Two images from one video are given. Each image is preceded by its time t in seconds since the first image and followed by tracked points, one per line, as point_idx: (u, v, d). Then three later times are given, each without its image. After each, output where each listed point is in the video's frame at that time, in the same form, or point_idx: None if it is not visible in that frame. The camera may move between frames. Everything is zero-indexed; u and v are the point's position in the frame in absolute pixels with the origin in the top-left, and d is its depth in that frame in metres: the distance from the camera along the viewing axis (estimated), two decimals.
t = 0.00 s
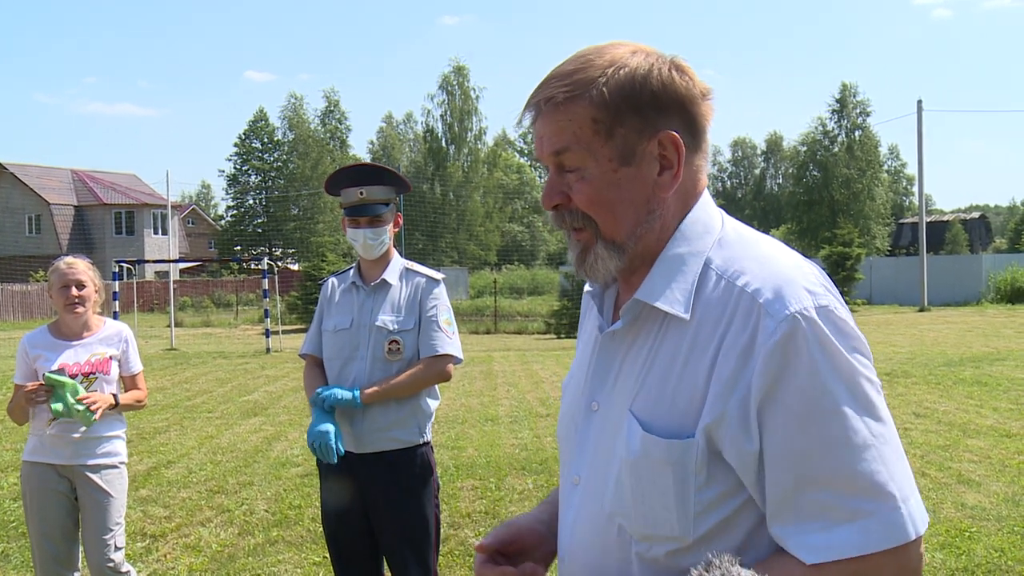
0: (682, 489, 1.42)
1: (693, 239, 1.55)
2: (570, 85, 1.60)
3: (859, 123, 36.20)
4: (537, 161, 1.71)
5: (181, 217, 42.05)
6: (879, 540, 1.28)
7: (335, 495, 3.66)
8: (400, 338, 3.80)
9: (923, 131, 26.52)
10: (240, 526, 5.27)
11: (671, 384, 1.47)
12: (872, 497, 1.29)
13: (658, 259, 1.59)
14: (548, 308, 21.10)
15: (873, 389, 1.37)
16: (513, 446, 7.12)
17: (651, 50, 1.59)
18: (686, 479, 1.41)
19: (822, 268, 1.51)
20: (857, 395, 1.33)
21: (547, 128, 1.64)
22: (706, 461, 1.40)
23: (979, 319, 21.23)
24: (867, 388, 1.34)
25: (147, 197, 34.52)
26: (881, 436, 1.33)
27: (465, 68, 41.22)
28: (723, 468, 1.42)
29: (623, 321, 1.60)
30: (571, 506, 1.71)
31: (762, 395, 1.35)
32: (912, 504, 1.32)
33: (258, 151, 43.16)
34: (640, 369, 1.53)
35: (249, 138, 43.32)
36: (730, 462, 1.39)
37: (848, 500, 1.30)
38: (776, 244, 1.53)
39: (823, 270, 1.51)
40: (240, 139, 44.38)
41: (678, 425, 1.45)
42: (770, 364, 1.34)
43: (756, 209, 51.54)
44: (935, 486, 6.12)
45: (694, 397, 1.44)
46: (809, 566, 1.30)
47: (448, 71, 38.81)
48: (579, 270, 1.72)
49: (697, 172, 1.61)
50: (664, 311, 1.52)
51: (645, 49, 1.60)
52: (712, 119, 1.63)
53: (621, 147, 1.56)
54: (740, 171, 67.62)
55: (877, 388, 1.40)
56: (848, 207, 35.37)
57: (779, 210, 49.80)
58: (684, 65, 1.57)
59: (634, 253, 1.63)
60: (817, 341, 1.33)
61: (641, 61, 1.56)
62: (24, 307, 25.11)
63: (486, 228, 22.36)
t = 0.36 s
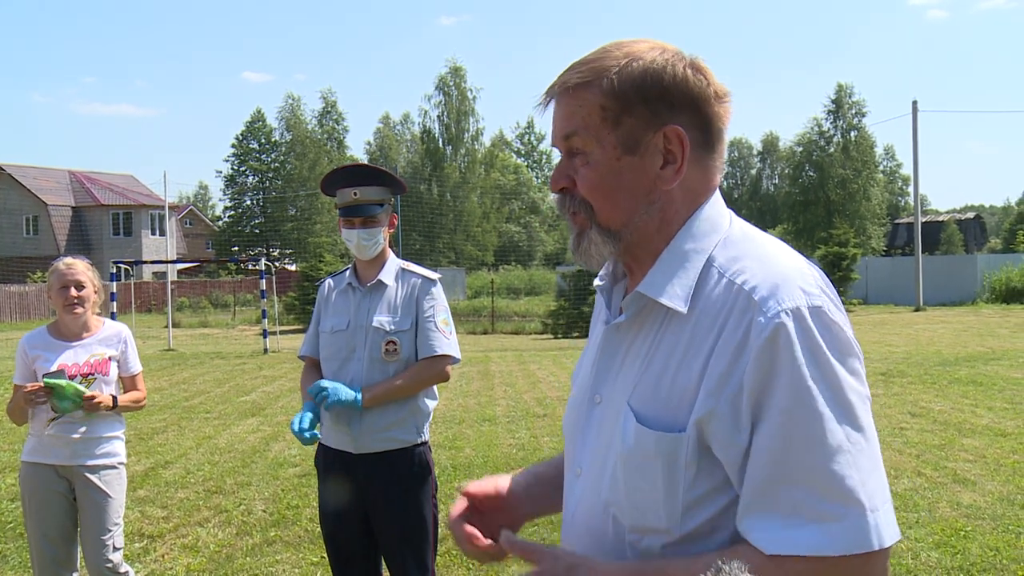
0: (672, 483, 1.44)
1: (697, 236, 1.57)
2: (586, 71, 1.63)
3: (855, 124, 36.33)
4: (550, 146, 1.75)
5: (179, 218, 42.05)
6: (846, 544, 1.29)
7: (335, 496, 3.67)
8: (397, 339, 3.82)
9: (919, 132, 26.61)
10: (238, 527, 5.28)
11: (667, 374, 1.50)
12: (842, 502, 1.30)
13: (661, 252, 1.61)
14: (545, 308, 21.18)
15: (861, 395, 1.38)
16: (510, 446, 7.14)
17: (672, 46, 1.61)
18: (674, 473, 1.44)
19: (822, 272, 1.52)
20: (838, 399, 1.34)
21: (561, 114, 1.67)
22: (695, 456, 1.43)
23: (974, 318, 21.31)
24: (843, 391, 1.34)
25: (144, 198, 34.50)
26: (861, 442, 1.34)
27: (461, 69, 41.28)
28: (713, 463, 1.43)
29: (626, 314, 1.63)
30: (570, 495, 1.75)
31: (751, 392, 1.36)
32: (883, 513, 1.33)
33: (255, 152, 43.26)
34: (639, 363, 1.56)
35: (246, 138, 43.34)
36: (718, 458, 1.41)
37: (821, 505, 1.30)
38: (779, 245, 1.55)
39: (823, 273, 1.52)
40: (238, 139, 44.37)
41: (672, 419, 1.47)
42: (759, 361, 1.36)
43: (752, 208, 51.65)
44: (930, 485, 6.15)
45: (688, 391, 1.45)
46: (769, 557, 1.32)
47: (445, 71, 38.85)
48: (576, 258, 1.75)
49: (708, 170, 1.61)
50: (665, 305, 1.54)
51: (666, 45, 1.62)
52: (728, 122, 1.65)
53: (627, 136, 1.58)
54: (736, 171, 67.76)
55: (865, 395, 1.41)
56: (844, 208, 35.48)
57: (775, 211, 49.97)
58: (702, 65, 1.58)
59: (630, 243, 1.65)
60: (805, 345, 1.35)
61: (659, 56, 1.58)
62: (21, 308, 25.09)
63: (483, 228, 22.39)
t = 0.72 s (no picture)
0: (666, 479, 1.45)
1: (692, 238, 1.58)
2: (555, 94, 1.63)
3: (854, 123, 36.31)
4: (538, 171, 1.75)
5: (179, 218, 42.07)
6: (799, 532, 1.26)
7: (336, 496, 3.66)
8: (397, 339, 3.82)
9: (918, 132, 26.61)
10: (238, 527, 5.28)
11: (662, 373, 1.50)
12: (795, 491, 1.27)
13: (658, 258, 1.61)
14: (545, 308, 21.22)
15: (837, 391, 1.36)
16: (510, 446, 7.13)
17: (641, 56, 1.59)
18: (668, 471, 1.45)
19: (814, 268, 1.51)
20: (811, 390, 1.31)
21: (540, 139, 1.66)
22: (688, 458, 1.43)
23: (974, 318, 21.30)
24: (816, 384, 1.32)
25: (144, 198, 34.51)
26: (826, 433, 1.30)
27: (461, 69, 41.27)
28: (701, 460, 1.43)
29: (625, 319, 1.65)
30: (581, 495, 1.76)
31: (731, 387, 1.36)
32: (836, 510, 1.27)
33: (255, 152, 43.27)
34: (637, 369, 1.56)
35: (246, 138, 43.35)
36: (702, 452, 1.41)
37: (778, 492, 1.28)
38: (776, 244, 1.54)
39: (815, 269, 1.51)
40: (237, 140, 44.38)
41: (666, 417, 1.48)
42: (743, 355, 1.36)
43: (752, 208, 51.67)
44: (931, 484, 6.15)
45: (680, 391, 1.47)
46: (715, 514, 1.32)
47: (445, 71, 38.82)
48: (581, 272, 1.78)
49: (689, 173, 1.60)
50: (662, 309, 1.56)
51: (635, 55, 1.61)
52: (708, 124, 1.62)
53: (602, 152, 1.57)
54: (735, 171, 67.76)
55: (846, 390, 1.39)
56: (844, 207, 35.47)
57: (774, 211, 50.03)
58: (670, 69, 1.57)
59: (624, 255, 1.66)
60: (785, 337, 1.34)
61: (627, 67, 1.57)
62: (21, 309, 25.10)
63: (483, 228, 22.39)
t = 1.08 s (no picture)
0: (651, 478, 1.45)
1: (676, 236, 1.56)
2: (555, 85, 1.65)
3: (855, 123, 36.25)
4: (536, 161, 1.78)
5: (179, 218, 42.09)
6: (812, 537, 1.28)
7: (336, 496, 3.66)
8: (396, 338, 3.81)
9: (918, 131, 26.58)
10: (238, 526, 5.28)
11: (648, 371, 1.50)
12: (801, 495, 1.29)
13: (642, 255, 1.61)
14: (545, 307, 21.25)
15: (837, 391, 1.36)
16: (510, 445, 7.13)
17: (646, 55, 1.60)
18: (656, 469, 1.44)
19: (800, 267, 1.49)
20: (800, 391, 1.31)
21: (539, 127, 1.68)
22: (674, 453, 1.43)
23: (974, 317, 21.29)
24: (811, 388, 1.33)
25: (144, 198, 34.52)
26: (830, 437, 1.32)
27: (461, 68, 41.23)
28: (691, 458, 1.43)
29: (614, 313, 1.66)
30: (571, 494, 1.76)
31: (718, 390, 1.35)
32: (853, 505, 1.31)
33: (255, 151, 43.25)
34: (626, 364, 1.57)
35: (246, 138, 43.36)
36: (694, 455, 1.41)
37: (782, 496, 1.30)
38: (757, 242, 1.53)
39: (800, 268, 1.49)
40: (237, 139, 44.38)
41: (652, 417, 1.48)
42: (727, 358, 1.35)
43: (752, 207, 51.64)
44: (931, 484, 6.15)
45: (665, 390, 1.47)
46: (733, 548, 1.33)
47: (445, 71, 38.79)
48: (568, 264, 1.79)
49: (684, 173, 1.60)
50: (645, 305, 1.56)
51: (640, 53, 1.62)
52: (707, 127, 1.63)
53: (595, 145, 1.58)
54: (735, 170, 67.74)
55: (842, 391, 1.39)
56: (844, 207, 35.45)
57: (774, 210, 50.04)
58: (676, 70, 1.58)
59: (607, 247, 1.66)
60: (776, 338, 1.33)
61: (628, 63, 1.58)
62: (21, 308, 25.10)
63: (483, 228, 22.37)
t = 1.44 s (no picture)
0: (647, 472, 1.46)
1: (683, 234, 1.57)
2: (571, 78, 1.64)
3: (856, 123, 36.22)
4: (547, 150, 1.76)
5: (181, 218, 42.13)
6: (761, 517, 1.26)
7: (336, 497, 3.67)
8: (397, 339, 3.81)
9: (920, 132, 26.55)
10: (240, 526, 5.28)
11: (649, 365, 1.51)
12: (761, 480, 1.26)
13: (650, 250, 1.61)
14: (547, 307, 21.27)
15: (814, 386, 1.35)
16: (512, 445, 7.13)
17: (663, 52, 1.59)
18: (652, 463, 1.46)
19: (804, 269, 1.50)
20: (783, 379, 1.31)
21: (552, 119, 1.67)
22: (667, 447, 1.43)
23: (976, 318, 21.27)
24: (786, 373, 1.32)
25: (146, 198, 34.54)
26: (797, 428, 1.30)
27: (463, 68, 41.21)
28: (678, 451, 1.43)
29: (619, 309, 1.66)
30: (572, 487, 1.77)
31: (711, 381, 1.35)
32: (805, 501, 1.28)
33: (257, 151, 43.27)
34: (630, 358, 1.57)
35: (248, 138, 43.39)
36: (680, 444, 1.40)
37: (739, 476, 1.28)
38: (763, 243, 1.53)
39: (804, 271, 1.50)
40: (239, 139, 44.41)
41: (652, 410, 1.49)
42: (722, 350, 1.36)
43: (753, 208, 51.62)
44: (932, 484, 6.15)
45: (666, 384, 1.47)
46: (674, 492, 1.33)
47: (447, 71, 38.78)
48: (576, 259, 1.79)
49: (695, 171, 1.60)
50: (650, 301, 1.57)
51: (656, 50, 1.60)
52: (719, 125, 1.62)
53: (608, 140, 1.57)
54: (737, 170, 67.63)
55: (825, 387, 1.37)
56: (846, 207, 35.41)
57: (776, 210, 50.03)
58: (691, 69, 1.57)
59: (618, 243, 1.67)
60: (764, 330, 1.33)
61: (645, 61, 1.56)
62: (23, 308, 25.13)
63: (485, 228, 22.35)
